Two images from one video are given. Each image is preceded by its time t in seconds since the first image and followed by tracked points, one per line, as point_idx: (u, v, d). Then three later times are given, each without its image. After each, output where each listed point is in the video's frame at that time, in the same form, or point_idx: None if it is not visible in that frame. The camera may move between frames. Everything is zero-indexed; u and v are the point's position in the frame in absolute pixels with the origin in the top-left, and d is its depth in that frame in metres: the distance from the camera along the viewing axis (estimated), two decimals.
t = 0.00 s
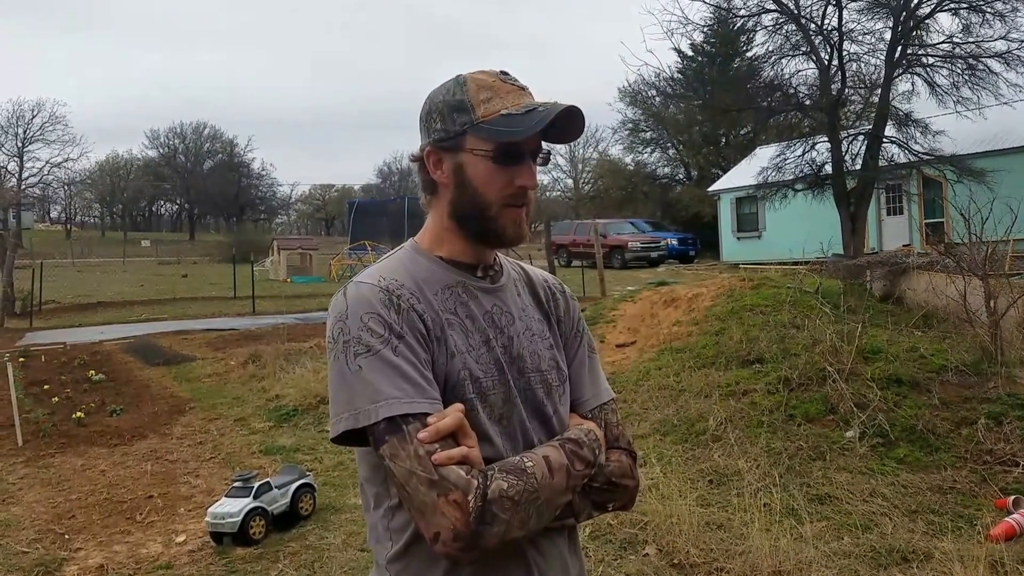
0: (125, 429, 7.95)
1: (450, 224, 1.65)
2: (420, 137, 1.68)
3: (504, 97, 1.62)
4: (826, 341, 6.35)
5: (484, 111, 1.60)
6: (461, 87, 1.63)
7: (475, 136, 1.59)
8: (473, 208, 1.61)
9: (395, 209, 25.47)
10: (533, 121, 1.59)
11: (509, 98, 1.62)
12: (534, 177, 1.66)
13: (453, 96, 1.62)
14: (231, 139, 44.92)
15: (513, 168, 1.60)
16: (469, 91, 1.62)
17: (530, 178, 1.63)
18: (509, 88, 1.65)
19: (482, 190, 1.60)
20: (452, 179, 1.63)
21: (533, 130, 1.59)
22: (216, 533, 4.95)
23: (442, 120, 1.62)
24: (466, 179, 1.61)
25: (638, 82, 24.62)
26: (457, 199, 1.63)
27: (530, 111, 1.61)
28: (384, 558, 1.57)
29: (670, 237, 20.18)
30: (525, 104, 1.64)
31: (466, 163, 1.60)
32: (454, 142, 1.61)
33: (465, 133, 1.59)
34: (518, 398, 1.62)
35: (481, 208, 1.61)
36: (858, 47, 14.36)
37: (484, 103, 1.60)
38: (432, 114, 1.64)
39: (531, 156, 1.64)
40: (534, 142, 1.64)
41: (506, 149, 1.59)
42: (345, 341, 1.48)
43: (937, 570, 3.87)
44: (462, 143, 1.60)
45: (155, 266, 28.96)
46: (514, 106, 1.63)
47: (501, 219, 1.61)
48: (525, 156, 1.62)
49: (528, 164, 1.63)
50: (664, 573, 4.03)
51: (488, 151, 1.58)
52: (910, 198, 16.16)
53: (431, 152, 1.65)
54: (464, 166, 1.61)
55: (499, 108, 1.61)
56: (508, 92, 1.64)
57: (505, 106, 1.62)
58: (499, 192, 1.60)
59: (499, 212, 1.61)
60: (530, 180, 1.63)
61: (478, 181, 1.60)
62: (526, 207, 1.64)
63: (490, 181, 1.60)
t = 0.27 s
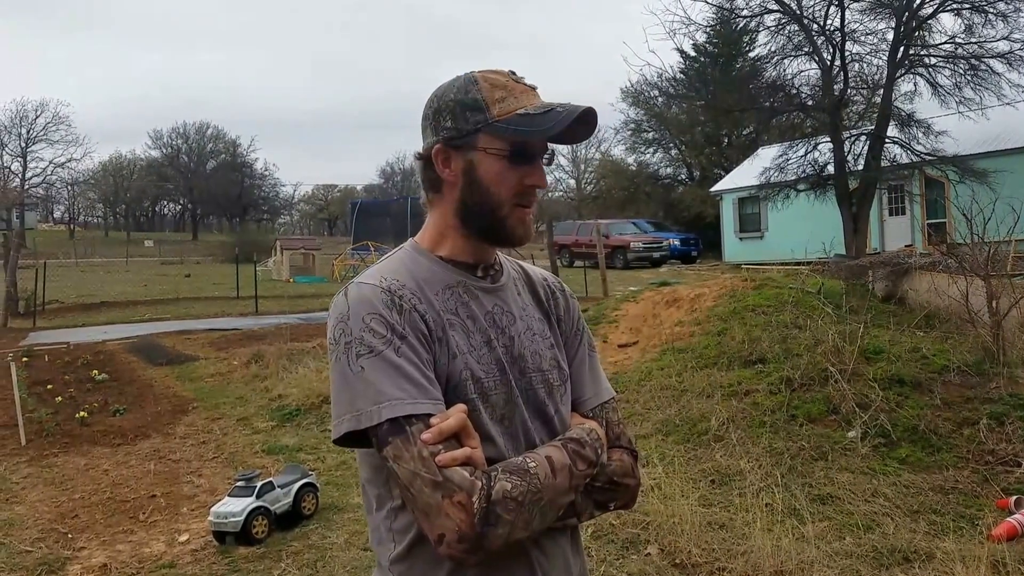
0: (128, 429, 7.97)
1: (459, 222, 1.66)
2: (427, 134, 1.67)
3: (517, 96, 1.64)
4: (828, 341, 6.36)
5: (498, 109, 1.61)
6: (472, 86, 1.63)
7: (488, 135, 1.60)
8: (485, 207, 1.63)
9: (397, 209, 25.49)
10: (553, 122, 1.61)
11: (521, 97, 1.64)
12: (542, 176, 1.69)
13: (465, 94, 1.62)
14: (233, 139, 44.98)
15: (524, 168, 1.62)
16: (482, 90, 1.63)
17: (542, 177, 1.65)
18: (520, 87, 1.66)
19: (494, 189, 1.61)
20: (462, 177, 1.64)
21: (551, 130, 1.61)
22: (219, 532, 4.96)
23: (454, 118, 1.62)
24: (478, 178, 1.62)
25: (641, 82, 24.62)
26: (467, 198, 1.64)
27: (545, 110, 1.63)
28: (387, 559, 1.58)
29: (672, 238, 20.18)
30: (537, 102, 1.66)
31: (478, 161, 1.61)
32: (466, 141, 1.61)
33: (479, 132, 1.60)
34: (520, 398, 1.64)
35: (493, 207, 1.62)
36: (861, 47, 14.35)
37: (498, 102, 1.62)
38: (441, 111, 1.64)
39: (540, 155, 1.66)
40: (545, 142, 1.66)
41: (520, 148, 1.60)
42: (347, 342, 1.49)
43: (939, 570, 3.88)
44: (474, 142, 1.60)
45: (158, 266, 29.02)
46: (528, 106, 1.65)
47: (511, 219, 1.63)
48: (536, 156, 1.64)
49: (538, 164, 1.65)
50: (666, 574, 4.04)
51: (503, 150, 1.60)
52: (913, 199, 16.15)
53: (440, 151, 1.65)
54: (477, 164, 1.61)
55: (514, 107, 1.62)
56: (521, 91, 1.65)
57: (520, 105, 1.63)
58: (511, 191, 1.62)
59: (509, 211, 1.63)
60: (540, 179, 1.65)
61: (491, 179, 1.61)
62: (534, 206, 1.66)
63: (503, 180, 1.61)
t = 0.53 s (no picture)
0: (131, 428, 7.99)
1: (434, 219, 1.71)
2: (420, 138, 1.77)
3: (473, 90, 1.65)
4: (830, 342, 6.37)
5: (452, 105, 1.65)
6: (444, 88, 1.70)
7: (444, 132, 1.64)
8: (447, 202, 1.66)
9: (400, 209, 25.51)
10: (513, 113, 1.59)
11: (478, 91, 1.64)
12: (508, 170, 1.66)
13: (437, 96, 1.70)
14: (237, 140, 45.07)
15: (478, 162, 1.63)
16: (447, 90, 1.68)
17: (497, 170, 1.63)
18: (485, 81, 1.66)
19: (452, 184, 1.64)
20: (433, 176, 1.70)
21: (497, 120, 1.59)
22: (221, 532, 4.98)
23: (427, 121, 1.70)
24: (441, 176, 1.67)
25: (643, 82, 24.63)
26: (437, 195, 1.69)
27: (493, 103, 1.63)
28: (388, 558, 1.60)
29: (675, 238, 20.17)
30: (495, 95, 1.64)
31: (438, 159, 1.66)
32: (432, 140, 1.67)
33: (438, 130, 1.66)
34: (522, 397, 1.65)
35: (451, 203, 1.65)
36: (864, 47, 14.34)
37: (454, 100, 1.65)
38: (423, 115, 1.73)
39: (498, 148, 1.64)
40: (497, 133, 1.65)
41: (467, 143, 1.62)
42: (348, 340, 1.50)
43: (940, 570, 3.88)
44: (434, 141, 1.66)
45: (161, 265, 29.09)
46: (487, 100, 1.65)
47: (469, 214, 1.64)
48: (489, 150, 1.64)
49: (495, 157, 1.64)
50: (668, 573, 4.04)
51: (453, 146, 1.63)
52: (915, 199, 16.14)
53: (423, 152, 1.73)
54: (439, 162, 1.66)
55: (466, 102, 1.64)
56: (480, 84, 1.65)
57: (472, 99, 1.64)
58: (464, 186, 1.63)
59: (467, 207, 1.64)
60: (498, 173, 1.63)
61: (449, 175, 1.64)
62: (497, 200, 1.64)
63: (456, 175, 1.64)
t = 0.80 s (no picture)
0: (135, 428, 8.01)
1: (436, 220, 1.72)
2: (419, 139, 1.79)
3: (472, 89, 1.66)
4: (833, 342, 6.37)
5: (452, 105, 1.66)
6: (443, 88, 1.71)
7: (445, 133, 1.66)
8: (449, 202, 1.67)
9: (403, 209, 25.54)
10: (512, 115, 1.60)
11: (477, 90, 1.66)
12: (510, 168, 1.68)
13: (436, 97, 1.71)
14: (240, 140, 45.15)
15: (480, 161, 1.64)
16: (445, 90, 1.70)
17: (498, 168, 1.65)
18: (484, 80, 1.67)
19: (454, 184, 1.66)
20: (435, 177, 1.71)
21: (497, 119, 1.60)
22: (225, 531, 5.00)
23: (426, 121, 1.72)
24: (443, 176, 1.68)
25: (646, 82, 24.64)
26: (439, 195, 1.70)
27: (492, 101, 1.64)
28: (392, 557, 1.61)
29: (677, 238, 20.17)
30: (494, 93, 1.66)
31: (441, 159, 1.67)
32: (432, 140, 1.69)
33: (438, 131, 1.67)
34: (525, 397, 1.66)
35: (454, 202, 1.66)
36: (866, 47, 14.34)
37: (453, 100, 1.67)
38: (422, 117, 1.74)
39: (500, 147, 1.66)
40: (498, 131, 1.66)
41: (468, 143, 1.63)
42: (352, 340, 1.52)
43: (943, 570, 3.88)
44: (435, 141, 1.68)
45: (164, 265, 29.15)
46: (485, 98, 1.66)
47: (472, 213, 1.65)
48: (491, 150, 1.65)
49: (497, 156, 1.65)
50: (670, 572, 4.05)
51: (455, 146, 1.65)
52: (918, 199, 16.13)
53: (425, 153, 1.74)
54: (441, 162, 1.67)
55: (465, 101, 1.65)
56: (478, 84, 1.66)
57: (472, 98, 1.65)
58: (466, 186, 1.65)
59: (471, 206, 1.65)
60: (500, 172, 1.65)
61: (451, 175, 1.66)
62: (500, 199, 1.66)
63: (458, 174, 1.65)
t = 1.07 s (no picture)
0: (138, 427, 8.04)
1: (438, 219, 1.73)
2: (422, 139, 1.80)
3: (475, 90, 1.67)
4: (835, 341, 6.38)
5: (456, 105, 1.67)
6: (446, 88, 1.72)
7: (448, 133, 1.67)
8: (451, 202, 1.69)
9: (406, 209, 25.56)
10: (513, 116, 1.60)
11: (480, 90, 1.67)
12: (514, 168, 1.69)
13: (440, 97, 1.72)
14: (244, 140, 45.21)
15: (483, 162, 1.66)
16: (449, 89, 1.71)
17: (501, 169, 1.66)
18: (487, 82, 1.68)
19: (457, 183, 1.67)
20: (438, 176, 1.72)
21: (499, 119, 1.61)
22: (228, 530, 5.02)
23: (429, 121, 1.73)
24: (446, 175, 1.69)
25: (649, 82, 24.62)
26: (441, 195, 1.71)
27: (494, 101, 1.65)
28: (395, 556, 1.62)
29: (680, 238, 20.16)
30: (497, 94, 1.67)
31: (444, 158, 1.69)
32: (436, 140, 1.70)
33: (441, 130, 1.68)
34: (528, 397, 1.67)
35: (457, 201, 1.68)
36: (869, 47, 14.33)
37: (457, 100, 1.68)
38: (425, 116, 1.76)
39: (504, 148, 1.67)
40: (500, 132, 1.67)
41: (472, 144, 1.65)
42: (355, 340, 1.53)
43: (945, 570, 3.88)
44: (439, 141, 1.69)
45: (168, 265, 29.21)
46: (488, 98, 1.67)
47: (475, 213, 1.66)
48: (494, 149, 1.66)
49: (501, 157, 1.67)
50: (673, 572, 4.05)
51: (458, 146, 1.66)
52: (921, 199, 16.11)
53: (427, 152, 1.75)
54: (444, 162, 1.69)
55: (468, 102, 1.66)
56: (482, 84, 1.68)
57: (475, 98, 1.66)
58: (469, 185, 1.66)
59: (473, 206, 1.66)
60: (503, 172, 1.66)
61: (454, 175, 1.67)
62: (503, 200, 1.67)
63: (461, 174, 1.67)
